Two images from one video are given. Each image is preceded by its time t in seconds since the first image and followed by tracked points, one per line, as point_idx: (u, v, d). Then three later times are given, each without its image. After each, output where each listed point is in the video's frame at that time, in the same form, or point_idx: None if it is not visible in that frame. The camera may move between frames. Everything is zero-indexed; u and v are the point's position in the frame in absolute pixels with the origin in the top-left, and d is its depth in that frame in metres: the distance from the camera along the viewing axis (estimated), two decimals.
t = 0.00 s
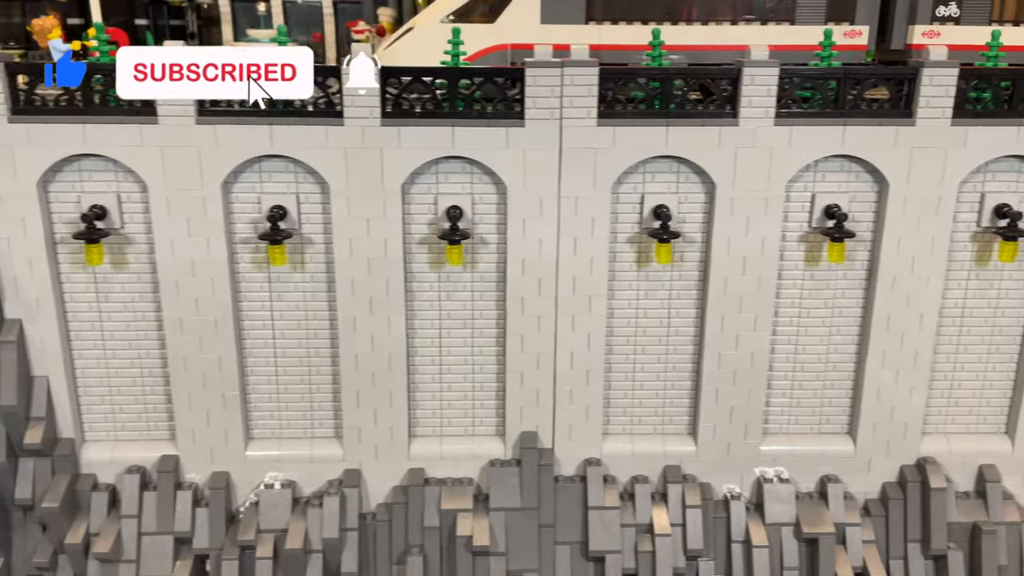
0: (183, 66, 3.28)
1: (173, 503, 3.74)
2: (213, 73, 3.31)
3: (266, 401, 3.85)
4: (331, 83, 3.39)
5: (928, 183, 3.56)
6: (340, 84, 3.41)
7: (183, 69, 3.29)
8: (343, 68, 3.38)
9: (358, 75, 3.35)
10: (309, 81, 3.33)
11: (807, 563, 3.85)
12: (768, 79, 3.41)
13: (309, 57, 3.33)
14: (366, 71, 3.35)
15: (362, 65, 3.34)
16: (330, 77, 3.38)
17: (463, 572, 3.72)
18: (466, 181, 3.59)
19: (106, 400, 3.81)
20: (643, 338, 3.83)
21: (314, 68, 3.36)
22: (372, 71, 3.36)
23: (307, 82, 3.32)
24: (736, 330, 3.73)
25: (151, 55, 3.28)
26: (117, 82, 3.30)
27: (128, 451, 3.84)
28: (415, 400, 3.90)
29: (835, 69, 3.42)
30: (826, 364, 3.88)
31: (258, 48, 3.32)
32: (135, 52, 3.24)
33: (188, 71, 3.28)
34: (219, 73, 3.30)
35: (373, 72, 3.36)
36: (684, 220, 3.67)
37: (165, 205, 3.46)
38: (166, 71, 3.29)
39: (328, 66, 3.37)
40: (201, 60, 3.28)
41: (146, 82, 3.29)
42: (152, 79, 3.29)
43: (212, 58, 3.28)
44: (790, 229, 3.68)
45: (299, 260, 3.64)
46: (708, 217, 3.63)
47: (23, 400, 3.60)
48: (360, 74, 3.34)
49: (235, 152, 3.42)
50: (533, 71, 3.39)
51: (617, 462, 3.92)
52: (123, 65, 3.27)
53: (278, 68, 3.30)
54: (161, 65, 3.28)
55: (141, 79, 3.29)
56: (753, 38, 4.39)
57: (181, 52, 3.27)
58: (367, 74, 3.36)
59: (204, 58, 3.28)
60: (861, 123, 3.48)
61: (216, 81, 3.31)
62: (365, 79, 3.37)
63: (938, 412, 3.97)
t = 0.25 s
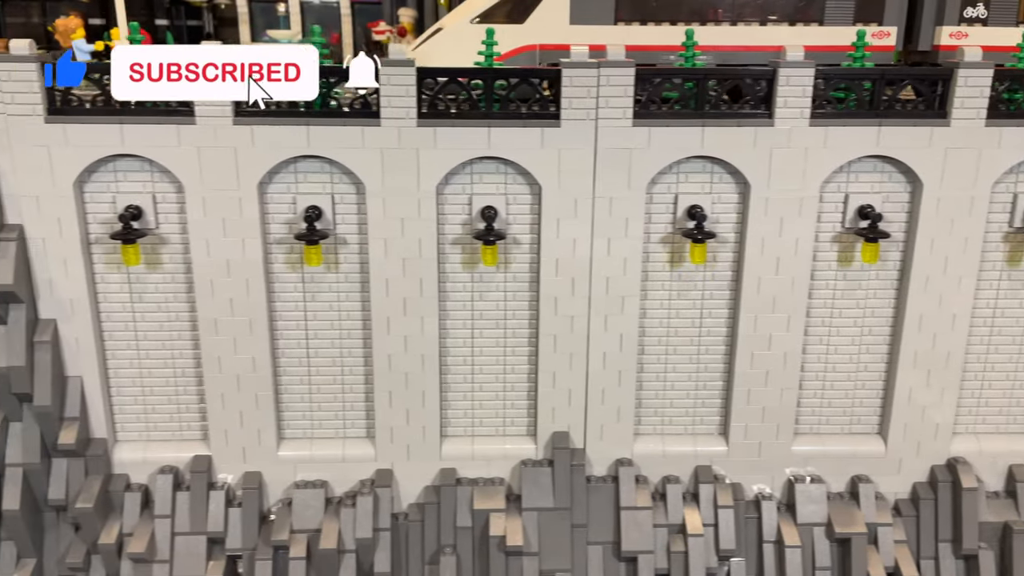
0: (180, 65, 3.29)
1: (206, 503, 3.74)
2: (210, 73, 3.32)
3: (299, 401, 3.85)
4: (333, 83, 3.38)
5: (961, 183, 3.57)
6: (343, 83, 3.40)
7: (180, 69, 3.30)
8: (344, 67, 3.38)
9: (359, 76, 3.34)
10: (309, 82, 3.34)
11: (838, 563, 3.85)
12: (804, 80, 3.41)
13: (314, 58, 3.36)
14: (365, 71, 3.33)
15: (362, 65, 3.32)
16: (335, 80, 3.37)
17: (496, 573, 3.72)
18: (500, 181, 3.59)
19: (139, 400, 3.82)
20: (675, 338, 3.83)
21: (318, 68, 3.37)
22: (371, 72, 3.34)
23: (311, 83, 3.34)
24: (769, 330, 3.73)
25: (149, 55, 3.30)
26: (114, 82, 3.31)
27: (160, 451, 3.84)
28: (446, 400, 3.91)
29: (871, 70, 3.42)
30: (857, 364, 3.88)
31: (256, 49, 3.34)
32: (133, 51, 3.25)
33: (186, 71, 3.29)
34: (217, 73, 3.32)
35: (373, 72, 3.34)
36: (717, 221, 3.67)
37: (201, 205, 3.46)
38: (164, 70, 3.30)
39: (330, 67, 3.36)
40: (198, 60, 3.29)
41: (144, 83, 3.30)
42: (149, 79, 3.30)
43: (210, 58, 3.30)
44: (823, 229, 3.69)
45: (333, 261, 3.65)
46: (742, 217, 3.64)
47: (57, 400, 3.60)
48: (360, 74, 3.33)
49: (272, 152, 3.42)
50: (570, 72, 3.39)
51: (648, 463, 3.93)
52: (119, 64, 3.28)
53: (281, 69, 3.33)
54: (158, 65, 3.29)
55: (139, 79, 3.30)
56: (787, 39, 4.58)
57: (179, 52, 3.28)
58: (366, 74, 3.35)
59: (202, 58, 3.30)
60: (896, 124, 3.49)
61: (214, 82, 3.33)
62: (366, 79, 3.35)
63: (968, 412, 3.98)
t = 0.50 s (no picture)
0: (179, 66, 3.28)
1: (239, 503, 3.74)
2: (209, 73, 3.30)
3: (331, 401, 3.86)
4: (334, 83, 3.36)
5: (995, 184, 3.57)
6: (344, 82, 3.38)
7: (179, 69, 3.28)
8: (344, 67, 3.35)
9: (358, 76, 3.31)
10: (309, 82, 3.34)
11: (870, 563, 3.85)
12: (840, 80, 3.41)
13: (314, 57, 3.33)
14: (365, 72, 3.30)
15: (362, 66, 3.29)
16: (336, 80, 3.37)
17: (530, 572, 3.72)
18: (534, 182, 3.60)
19: (172, 400, 3.82)
20: (707, 338, 3.84)
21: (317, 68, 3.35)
22: (371, 73, 3.31)
23: (312, 83, 3.33)
24: (802, 330, 3.74)
25: (148, 54, 3.28)
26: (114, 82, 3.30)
27: (193, 452, 3.84)
28: (478, 400, 3.91)
29: (906, 70, 3.41)
30: (889, 364, 3.89)
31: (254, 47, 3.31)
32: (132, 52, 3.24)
33: (185, 72, 3.28)
34: (216, 73, 3.30)
35: (373, 73, 3.31)
36: (751, 221, 3.68)
37: (237, 206, 3.46)
38: (163, 70, 3.29)
39: (331, 67, 3.34)
40: (197, 59, 3.27)
41: (145, 83, 3.30)
42: (149, 79, 3.29)
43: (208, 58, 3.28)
44: (857, 230, 3.70)
45: (368, 261, 3.65)
46: (776, 217, 3.64)
47: (91, 400, 3.60)
48: (360, 75, 3.29)
49: (308, 153, 3.42)
50: (607, 73, 3.39)
51: (680, 463, 3.93)
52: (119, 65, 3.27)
53: (280, 68, 3.30)
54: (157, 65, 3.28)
55: (139, 79, 3.30)
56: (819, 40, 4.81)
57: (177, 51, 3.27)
58: (366, 75, 3.31)
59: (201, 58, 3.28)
60: (931, 125, 3.49)
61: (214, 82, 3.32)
62: (365, 79, 3.33)
63: (999, 412, 3.99)
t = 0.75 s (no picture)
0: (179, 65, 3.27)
1: (273, 503, 3.74)
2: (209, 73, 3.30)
3: (364, 401, 3.87)
4: (333, 83, 3.35)
5: None
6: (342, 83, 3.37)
7: (179, 68, 3.27)
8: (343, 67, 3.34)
9: (359, 75, 3.31)
10: (309, 82, 3.32)
11: (902, 563, 3.86)
12: (877, 81, 3.41)
13: (314, 57, 3.32)
14: (367, 72, 3.31)
15: (363, 65, 3.30)
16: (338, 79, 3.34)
17: (563, 573, 3.72)
18: (569, 182, 3.59)
19: (206, 400, 3.83)
20: (740, 339, 3.84)
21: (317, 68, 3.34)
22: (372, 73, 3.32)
23: (312, 83, 3.31)
24: (836, 330, 3.74)
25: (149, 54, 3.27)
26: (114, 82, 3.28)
27: (226, 451, 3.84)
28: (511, 400, 3.92)
29: (941, 71, 3.41)
30: (921, 365, 3.89)
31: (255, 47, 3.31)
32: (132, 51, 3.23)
33: (185, 71, 3.27)
34: (216, 73, 3.29)
35: (374, 72, 3.31)
36: (785, 222, 3.68)
37: (274, 206, 3.47)
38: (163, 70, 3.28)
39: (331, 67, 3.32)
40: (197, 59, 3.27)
41: (144, 83, 3.29)
42: (148, 78, 3.28)
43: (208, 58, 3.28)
44: (891, 230, 3.70)
45: (402, 261, 3.65)
46: (811, 218, 3.64)
47: (126, 400, 3.60)
48: (360, 74, 3.31)
49: (345, 153, 3.42)
50: (644, 73, 3.39)
51: (712, 463, 3.93)
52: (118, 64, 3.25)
53: (280, 69, 3.28)
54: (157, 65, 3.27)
55: (138, 78, 3.28)
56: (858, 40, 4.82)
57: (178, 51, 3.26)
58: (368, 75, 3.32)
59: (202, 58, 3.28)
60: (967, 125, 3.49)
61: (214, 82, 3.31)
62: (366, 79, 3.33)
63: None
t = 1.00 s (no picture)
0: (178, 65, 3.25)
1: (307, 504, 3.74)
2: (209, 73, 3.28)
3: (399, 401, 3.87)
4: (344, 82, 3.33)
5: None
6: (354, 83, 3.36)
7: (179, 68, 3.26)
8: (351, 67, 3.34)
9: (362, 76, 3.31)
10: (309, 82, 3.29)
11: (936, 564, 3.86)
12: (916, 81, 3.41)
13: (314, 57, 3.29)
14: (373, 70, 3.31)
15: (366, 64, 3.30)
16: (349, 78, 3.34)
17: (599, 573, 3.72)
18: (606, 183, 3.60)
19: (241, 400, 3.83)
20: (774, 339, 3.84)
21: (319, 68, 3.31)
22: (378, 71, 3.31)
23: (311, 84, 3.29)
24: (870, 330, 3.74)
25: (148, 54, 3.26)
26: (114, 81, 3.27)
27: (260, 452, 3.84)
28: (544, 400, 3.92)
29: (978, 72, 3.41)
30: (954, 365, 3.90)
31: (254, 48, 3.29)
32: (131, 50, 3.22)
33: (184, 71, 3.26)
34: (216, 73, 3.28)
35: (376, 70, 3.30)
36: (821, 222, 3.68)
37: (311, 206, 3.47)
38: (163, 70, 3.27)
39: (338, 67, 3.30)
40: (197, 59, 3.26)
41: (145, 83, 3.27)
42: (147, 78, 3.26)
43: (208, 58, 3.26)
44: (926, 231, 3.70)
45: (438, 261, 3.65)
46: (847, 218, 3.65)
47: (163, 401, 3.60)
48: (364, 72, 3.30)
49: (383, 154, 3.42)
50: (682, 74, 3.39)
51: (745, 463, 3.93)
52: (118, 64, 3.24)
53: (280, 68, 3.26)
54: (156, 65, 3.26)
55: (137, 78, 3.26)
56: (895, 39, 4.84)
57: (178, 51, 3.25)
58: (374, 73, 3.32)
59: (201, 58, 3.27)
60: (1004, 126, 3.49)
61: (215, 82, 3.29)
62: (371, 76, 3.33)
63: None
